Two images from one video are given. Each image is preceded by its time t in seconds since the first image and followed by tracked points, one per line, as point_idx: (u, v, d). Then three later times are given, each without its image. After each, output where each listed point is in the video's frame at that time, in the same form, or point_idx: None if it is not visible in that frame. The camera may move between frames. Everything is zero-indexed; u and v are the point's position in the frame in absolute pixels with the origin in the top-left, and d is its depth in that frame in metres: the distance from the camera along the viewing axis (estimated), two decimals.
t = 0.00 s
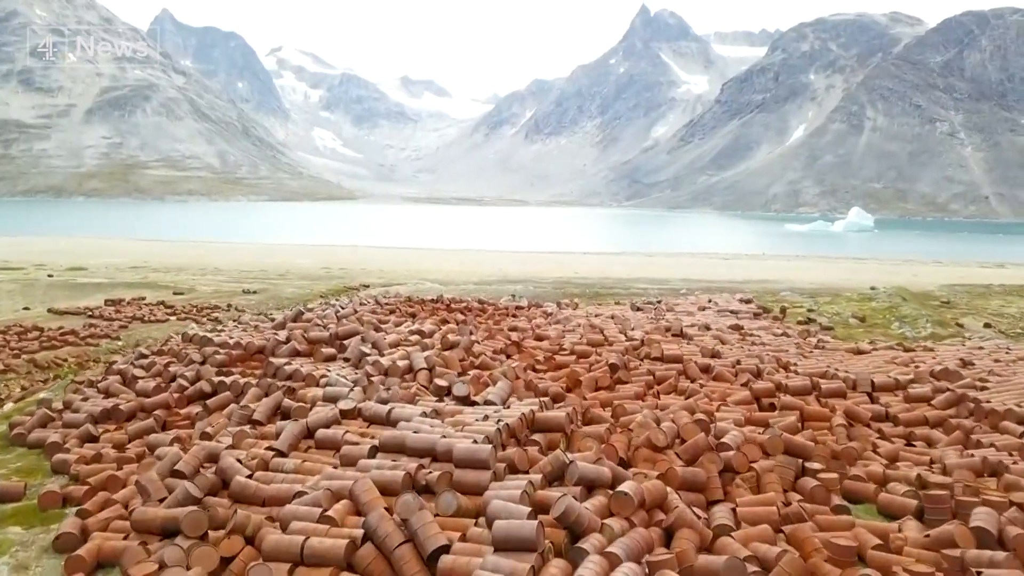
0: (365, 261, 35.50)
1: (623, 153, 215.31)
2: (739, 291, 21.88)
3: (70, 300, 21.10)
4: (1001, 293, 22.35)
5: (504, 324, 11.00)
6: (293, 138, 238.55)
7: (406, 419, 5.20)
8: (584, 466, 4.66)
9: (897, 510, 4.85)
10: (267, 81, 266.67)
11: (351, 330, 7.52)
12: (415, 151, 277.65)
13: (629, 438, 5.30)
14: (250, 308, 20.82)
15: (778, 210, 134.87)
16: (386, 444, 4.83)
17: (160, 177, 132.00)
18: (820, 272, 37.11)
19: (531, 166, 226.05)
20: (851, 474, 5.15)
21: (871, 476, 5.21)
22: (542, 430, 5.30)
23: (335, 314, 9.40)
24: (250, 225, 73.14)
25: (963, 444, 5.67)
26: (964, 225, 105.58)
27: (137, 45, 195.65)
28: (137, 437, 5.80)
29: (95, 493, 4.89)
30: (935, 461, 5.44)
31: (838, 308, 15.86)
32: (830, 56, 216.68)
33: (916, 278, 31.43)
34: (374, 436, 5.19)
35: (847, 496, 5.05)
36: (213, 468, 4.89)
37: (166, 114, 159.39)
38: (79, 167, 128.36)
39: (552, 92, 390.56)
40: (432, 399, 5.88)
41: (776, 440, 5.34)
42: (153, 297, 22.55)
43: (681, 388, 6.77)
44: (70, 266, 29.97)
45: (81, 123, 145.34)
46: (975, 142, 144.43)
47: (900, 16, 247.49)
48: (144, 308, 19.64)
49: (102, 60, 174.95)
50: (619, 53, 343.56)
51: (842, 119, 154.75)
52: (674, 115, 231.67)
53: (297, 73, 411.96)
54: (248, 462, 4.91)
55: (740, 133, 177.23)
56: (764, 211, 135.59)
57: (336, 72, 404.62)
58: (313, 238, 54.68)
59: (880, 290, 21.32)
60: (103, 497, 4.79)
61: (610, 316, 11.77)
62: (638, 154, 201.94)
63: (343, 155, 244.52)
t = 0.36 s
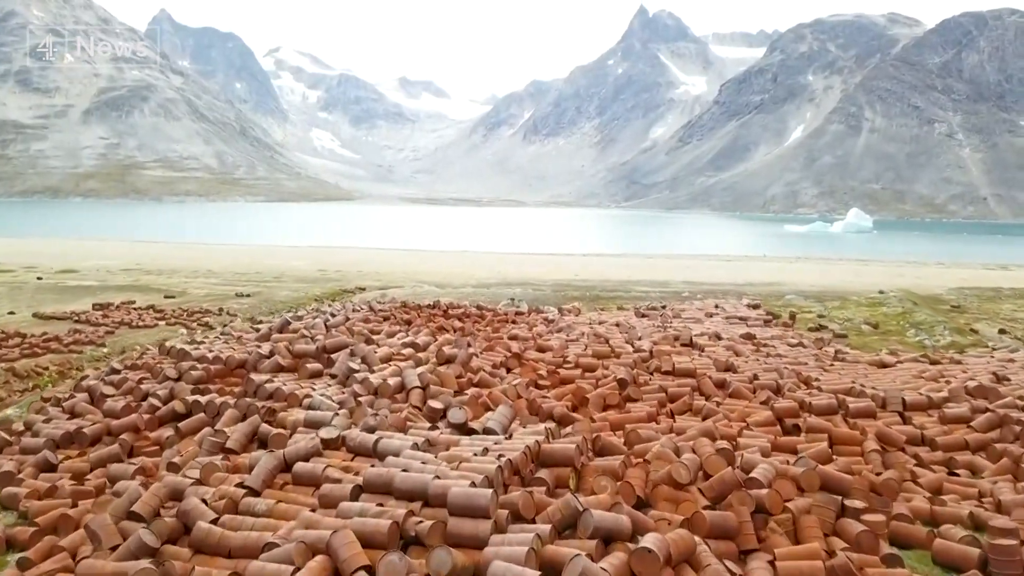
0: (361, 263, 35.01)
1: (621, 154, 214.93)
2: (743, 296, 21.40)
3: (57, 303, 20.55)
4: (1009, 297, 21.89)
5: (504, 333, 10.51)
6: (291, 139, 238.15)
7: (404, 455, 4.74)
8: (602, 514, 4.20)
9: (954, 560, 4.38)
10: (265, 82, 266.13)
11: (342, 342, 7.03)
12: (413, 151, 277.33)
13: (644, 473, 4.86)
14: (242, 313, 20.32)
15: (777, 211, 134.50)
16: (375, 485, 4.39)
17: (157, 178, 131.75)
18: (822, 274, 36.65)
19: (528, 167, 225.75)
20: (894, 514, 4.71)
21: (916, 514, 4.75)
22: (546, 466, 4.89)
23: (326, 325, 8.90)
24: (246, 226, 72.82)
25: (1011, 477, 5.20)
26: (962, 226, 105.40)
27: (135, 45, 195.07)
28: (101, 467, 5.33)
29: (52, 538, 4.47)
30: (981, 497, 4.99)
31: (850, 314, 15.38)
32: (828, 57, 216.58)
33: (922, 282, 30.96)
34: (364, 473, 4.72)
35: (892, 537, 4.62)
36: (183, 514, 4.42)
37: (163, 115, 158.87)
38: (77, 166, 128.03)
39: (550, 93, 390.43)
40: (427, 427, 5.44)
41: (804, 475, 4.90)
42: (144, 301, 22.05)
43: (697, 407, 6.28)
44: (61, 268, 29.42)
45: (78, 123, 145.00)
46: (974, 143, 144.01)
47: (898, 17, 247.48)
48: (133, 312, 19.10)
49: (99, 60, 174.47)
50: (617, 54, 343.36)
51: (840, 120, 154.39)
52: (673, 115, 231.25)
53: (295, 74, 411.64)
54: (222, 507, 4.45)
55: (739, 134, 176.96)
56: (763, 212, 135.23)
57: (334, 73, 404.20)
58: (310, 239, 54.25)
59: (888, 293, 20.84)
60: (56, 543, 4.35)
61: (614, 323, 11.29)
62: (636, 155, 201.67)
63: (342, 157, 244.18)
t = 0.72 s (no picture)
0: (359, 265, 34.55)
1: (619, 155, 214.81)
2: (746, 302, 20.83)
3: (44, 307, 20.03)
4: (1020, 301, 21.29)
5: (502, 342, 10.00)
6: (289, 140, 238.06)
7: (398, 502, 4.28)
8: None
9: None
10: (263, 82, 265.90)
11: (331, 357, 6.56)
12: (411, 152, 277.21)
13: (665, 522, 4.42)
14: (234, 318, 19.76)
15: (775, 212, 134.20)
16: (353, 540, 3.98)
17: (155, 179, 131.74)
18: (823, 277, 36.19)
19: (526, 168, 225.54)
20: (947, 565, 4.23)
21: (973, 562, 4.26)
22: (552, 513, 4.46)
23: (315, 334, 8.36)
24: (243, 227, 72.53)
25: None
26: (960, 227, 105.19)
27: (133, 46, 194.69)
28: (58, 505, 4.87)
29: None
30: None
31: (863, 319, 14.83)
32: (827, 57, 216.43)
33: (927, 286, 30.49)
34: (355, 518, 4.25)
35: None
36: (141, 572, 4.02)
37: (161, 115, 158.51)
38: (74, 168, 128.08)
39: (548, 94, 390.03)
40: (422, 462, 4.96)
41: (842, 519, 4.44)
42: (133, 305, 21.46)
43: (714, 432, 5.78)
44: (51, 270, 28.81)
45: (76, 124, 145.05)
46: (972, 144, 143.54)
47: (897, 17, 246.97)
48: (122, 316, 18.55)
49: (97, 60, 174.32)
50: (616, 55, 342.84)
51: (839, 121, 154.08)
52: (671, 117, 231.04)
53: (293, 74, 411.46)
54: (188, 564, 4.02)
55: (737, 135, 176.62)
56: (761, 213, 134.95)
57: (333, 73, 403.71)
58: (307, 240, 54.10)
59: (896, 298, 20.32)
60: None
61: (617, 331, 10.78)
62: (634, 156, 201.47)
63: (340, 158, 244.07)
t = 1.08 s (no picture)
0: (354, 266, 33.99)
1: (618, 155, 214.18)
2: (751, 307, 20.31)
3: (29, 311, 19.45)
4: None
5: (503, 351, 9.55)
6: (288, 140, 237.55)
7: (385, 550, 3.88)
8: None
9: None
10: (261, 82, 265.50)
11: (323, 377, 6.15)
12: (409, 152, 276.91)
13: None
14: (225, 323, 19.21)
15: (773, 212, 133.87)
16: None
17: (153, 178, 131.38)
18: (826, 278, 35.58)
19: (524, 168, 225.34)
20: None
21: None
22: (560, 565, 3.97)
23: (301, 346, 7.85)
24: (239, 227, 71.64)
25: None
26: (959, 228, 104.63)
27: (131, 45, 194.24)
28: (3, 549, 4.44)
29: None
30: None
31: (875, 326, 14.27)
32: (825, 58, 216.37)
33: (932, 289, 30.08)
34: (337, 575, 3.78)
35: None
36: None
37: (160, 115, 157.71)
38: (72, 167, 127.79)
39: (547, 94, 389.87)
40: (412, 504, 4.49)
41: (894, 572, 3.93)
42: (120, 309, 20.89)
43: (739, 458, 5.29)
44: (40, 272, 28.18)
45: (73, 123, 144.46)
46: (970, 144, 143.12)
47: (895, 18, 246.77)
48: (109, 321, 18.00)
49: (95, 59, 173.90)
50: (615, 55, 342.69)
51: (838, 122, 153.76)
52: (669, 117, 230.17)
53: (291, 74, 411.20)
54: None
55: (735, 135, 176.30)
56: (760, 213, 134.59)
57: (331, 73, 403.41)
58: (303, 241, 53.74)
59: (905, 301, 19.80)
60: None
61: (627, 338, 10.29)
62: (632, 156, 201.21)
63: (338, 158, 243.70)
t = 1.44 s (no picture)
0: (349, 268, 33.44)
1: (616, 156, 213.66)
2: (755, 314, 19.78)
3: (11, 315, 18.82)
4: None
5: (502, 363, 9.00)
6: (286, 140, 237.16)
7: None
8: None
9: None
10: (260, 83, 265.71)
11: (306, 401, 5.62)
12: (408, 153, 276.79)
13: None
14: (215, 328, 18.65)
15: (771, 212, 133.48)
16: None
17: (150, 179, 131.07)
18: (828, 281, 34.97)
19: (522, 168, 225.10)
20: None
21: None
22: None
23: (287, 361, 7.35)
24: (235, 228, 71.15)
25: None
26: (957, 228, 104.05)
27: (129, 45, 193.88)
28: None
29: None
30: None
31: (891, 332, 13.66)
32: (823, 59, 216.10)
33: (938, 293, 29.55)
34: None
35: None
36: None
37: (157, 115, 157.25)
38: (69, 167, 127.46)
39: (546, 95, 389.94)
40: (399, 562, 3.94)
41: None
42: (107, 313, 20.27)
43: (771, 495, 4.67)
44: (29, 274, 27.66)
45: (71, 123, 144.18)
46: (968, 145, 142.56)
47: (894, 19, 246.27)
48: (96, 326, 17.40)
49: (93, 59, 173.52)
50: (613, 56, 342.66)
51: (836, 123, 153.48)
52: (668, 117, 229.65)
53: (290, 74, 410.83)
54: None
55: (733, 136, 176.01)
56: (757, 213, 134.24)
57: (330, 74, 403.42)
58: (300, 241, 53.45)
59: (917, 306, 19.18)
60: None
61: (634, 348, 9.77)
62: (630, 157, 200.99)
63: (336, 158, 243.38)
